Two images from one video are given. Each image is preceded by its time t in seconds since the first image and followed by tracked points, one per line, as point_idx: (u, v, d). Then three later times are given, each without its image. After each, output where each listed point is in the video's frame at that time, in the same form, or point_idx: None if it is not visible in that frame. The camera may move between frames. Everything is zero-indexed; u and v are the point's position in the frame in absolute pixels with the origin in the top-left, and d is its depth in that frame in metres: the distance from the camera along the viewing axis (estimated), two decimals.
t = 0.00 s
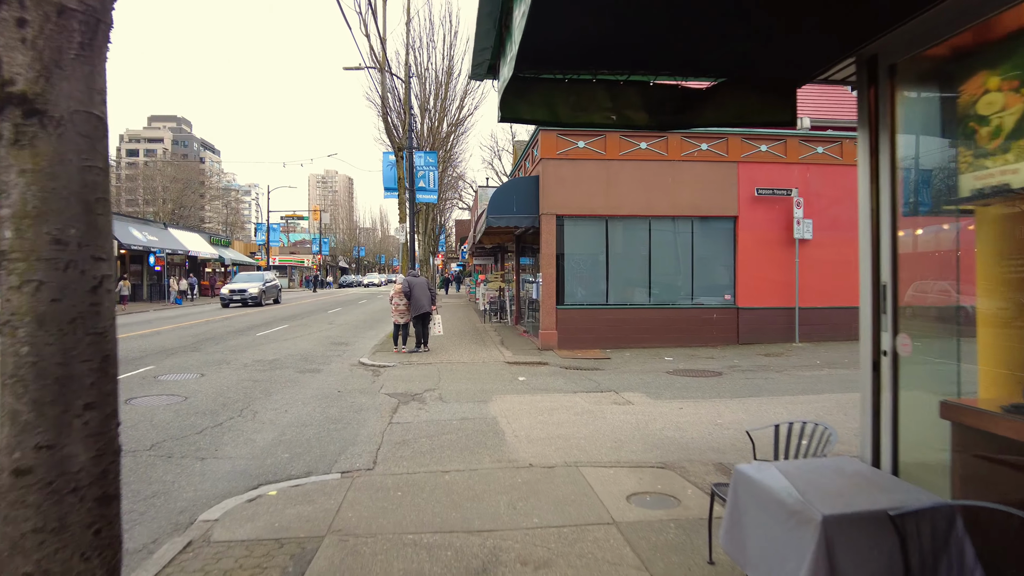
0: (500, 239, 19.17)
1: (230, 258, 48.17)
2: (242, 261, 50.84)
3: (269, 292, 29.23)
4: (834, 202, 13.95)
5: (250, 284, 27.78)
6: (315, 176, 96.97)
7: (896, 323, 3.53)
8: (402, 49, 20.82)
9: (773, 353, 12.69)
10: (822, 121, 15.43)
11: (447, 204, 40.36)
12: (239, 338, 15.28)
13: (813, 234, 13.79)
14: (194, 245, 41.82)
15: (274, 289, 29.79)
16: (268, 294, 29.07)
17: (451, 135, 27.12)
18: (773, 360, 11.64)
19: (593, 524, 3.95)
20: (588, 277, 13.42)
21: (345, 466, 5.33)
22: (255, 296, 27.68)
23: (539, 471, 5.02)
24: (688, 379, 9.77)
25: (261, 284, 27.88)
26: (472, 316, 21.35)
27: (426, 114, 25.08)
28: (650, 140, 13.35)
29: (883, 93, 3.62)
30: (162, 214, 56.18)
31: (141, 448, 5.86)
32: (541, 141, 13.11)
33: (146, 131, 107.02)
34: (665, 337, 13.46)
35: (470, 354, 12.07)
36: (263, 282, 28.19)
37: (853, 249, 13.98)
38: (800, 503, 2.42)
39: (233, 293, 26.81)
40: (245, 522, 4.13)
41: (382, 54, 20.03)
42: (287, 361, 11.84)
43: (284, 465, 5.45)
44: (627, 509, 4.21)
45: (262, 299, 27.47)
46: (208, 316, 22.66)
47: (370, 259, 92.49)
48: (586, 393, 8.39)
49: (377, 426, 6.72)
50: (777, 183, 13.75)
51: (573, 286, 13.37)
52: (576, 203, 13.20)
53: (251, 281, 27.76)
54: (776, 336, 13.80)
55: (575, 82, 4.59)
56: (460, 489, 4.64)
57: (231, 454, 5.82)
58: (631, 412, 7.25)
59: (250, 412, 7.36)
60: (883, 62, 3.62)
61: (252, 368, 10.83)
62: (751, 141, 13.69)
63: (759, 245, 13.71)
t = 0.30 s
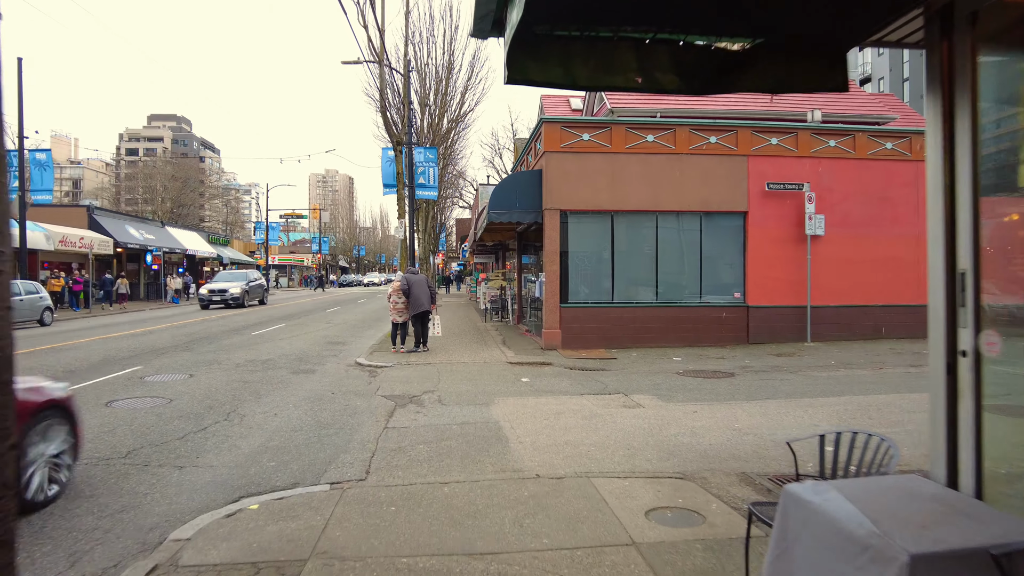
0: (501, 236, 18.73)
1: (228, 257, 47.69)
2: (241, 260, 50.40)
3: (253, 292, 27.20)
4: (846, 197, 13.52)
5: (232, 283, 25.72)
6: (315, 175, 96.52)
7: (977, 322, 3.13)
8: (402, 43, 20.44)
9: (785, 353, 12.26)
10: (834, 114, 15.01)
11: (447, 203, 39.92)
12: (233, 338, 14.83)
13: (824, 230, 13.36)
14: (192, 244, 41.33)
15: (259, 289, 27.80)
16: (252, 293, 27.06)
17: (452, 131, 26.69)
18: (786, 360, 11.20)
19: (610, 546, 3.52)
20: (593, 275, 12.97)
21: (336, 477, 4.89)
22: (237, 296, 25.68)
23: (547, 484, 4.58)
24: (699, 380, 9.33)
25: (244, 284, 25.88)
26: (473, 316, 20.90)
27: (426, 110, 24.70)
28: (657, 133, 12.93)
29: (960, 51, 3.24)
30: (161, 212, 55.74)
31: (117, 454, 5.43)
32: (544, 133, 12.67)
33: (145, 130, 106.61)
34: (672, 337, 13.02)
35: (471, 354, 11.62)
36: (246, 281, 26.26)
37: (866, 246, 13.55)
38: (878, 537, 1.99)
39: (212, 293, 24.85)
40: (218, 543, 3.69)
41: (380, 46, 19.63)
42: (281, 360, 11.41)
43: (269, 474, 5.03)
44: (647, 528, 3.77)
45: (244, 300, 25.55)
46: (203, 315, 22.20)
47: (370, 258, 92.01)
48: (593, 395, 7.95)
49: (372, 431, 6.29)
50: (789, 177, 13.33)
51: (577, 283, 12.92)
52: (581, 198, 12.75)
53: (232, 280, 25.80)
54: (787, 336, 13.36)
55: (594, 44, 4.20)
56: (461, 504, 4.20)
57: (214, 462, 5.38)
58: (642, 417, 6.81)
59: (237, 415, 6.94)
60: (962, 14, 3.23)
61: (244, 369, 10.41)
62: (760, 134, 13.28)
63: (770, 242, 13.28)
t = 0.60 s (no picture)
0: (502, 237, 18.27)
1: (226, 257, 47.23)
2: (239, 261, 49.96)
3: (235, 296, 26.04)
4: (860, 197, 13.07)
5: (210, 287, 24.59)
6: (315, 176, 96.06)
7: None
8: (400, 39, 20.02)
9: (798, 359, 11.78)
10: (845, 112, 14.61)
11: (448, 203, 39.47)
12: (226, 343, 14.36)
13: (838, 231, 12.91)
14: (190, 245, 40.90)
15: (241, 291, 26.62)
16: (234, 296, 25.86)
17: (451, 130, 26.25)
18: (801, 368, 10.73)
19: None
20: (598, 278, 12.50)
21: (322, 507, 4.43)
22: (215, 300, 24.46)
23: (556, 516, 4.13)
24: (713, 389, 8.87)
25: (222, 287, 24.73)
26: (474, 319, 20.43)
27: (425, 109, 24.26)
28: (664, 130, 12.50)
29: None
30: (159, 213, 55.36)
31: (85, 479, 4.96)
32: (547, 131, 12.21)
33: (145, 130, 106.25)
34: (680, 342, 12.56)
35: (472, 361, 11.15)
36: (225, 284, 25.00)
37: (880, 247, 13.08)
38: None
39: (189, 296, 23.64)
40: None
41: (378, 43, 19.21)
42: (274, 368, 10.95)
43: (249, 503, 4.56)
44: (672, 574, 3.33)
45: (223, 305, 24.36)
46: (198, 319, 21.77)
47: (370, 259, 91.52)
48: (601, 407, 7.49)
49: (365, 450, 5.84)
50: (801, 177, 12.90)
51: (582, 287, 12.45)
52: (585, 197, 12.29)
53: (210, 284, 24.61)
54: (799, 341, 12.89)
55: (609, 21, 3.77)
56: (460, 542, 3.74)
57: (191, 486, 4.93)
58: (655, 433, 6.36)
59: (222, 431, 6.48)
60: None
61: (234, 377, 9.95)
62: (771, 132, 12.85)
63: (781, 243, 12.83)
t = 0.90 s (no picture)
0: (504, 234, 17.86)
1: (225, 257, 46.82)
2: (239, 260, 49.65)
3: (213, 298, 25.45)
4: (874, 192, 12.63)
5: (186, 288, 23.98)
6: (315, 175, 95.63)
7: None
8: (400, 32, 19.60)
9: (812, 359, 11.34)
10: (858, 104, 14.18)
11: (449, 201, 39.10)
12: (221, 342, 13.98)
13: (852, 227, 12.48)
14: (189, 244, 40.59)
15: (221, 291, 26.02)
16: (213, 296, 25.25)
17: (452, 126, 25.84)
18: (817, 368, 10.29)
19: None
20: (604, 275, 12.07)
21: (310, 524, 4.01)
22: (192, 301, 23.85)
23: (569, 535, 3.71)
24: (726, 391, 8.45)
25: (200, 287, 24.12)
26: (475, 318, 20.03)
27: (426, 104, 23.85)
28: (672, 122, 12.09)
29: None
30: (158, 212, 55.10)
31: (50, 491, 4.48)
32: (551, 122, 11.79)
33: (145, 129, 106.00)
34: (689, 341, 12.13)
35: (474, 361, 10.74)
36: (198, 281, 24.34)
37: (896, 243, 12.65)
38: None
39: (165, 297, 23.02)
40: None
41: (378, 36, 18.80)
42: (268, 368, 10.56)
43: (229, 519, 4.12)
44: None
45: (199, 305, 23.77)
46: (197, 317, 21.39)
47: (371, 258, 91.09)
48: (610, 411, 7.10)
49: (359, 458, 5.42)
50: (814, 171, 12.47)
51: (588, 284, 12.02)
52: (591, 191, 11.87)
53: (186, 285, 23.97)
54: (812, 340, 12.45)
55: None
56: (462, 567, 3.32)
57: (167, 498, 4.51)
58: (670, 439, 5.94)
59: (208, 436, 6.07)
60: None
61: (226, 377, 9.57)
62: (783, 125, 12.44)
63: (794, 239, 12.41)
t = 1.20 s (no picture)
0: (507, 235, 17.41)
1: (224, 257, 46.31)
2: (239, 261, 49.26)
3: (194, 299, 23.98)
4: (892, 192, 12.15)
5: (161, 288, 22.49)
6: (315, 175, 95.15)
7: None
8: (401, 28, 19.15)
9: (829, 367, 10.88)
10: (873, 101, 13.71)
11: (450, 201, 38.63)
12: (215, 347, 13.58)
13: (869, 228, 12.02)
14: (188, 245, 40.20)
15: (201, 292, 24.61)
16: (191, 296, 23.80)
17: (454, 125, 25.41)
18: (836, 377, 9.82)
19: None
20: (612, 279, 11.62)
21: (295, 565, 3.56)
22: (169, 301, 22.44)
23: None
24: (743, 402, 7.99)
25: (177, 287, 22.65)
26: (477, 320, 19.60)
27: (426, 103, 23.44)
28: (682, 120, 11.64)
29: None
30: (158, 213, 54.80)
31: (5, 525, 4.01)
32: (557, 120, 11.32)
33: (145, 129, 105.73)
34: (700, 347, 11.68)
35: (477, 369, 10.30)
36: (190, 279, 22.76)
37: (914, 245, 12.18)
38: None
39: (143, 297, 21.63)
40: None
41: (377, 32, 18.38)
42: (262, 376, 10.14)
43: (204, 559, 3.66)
44: None
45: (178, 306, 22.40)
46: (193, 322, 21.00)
47: (371, 259, 90.59)
48: (623, 426, 6.66)
49: (352, 483, 4.97)
50: (829, 170, 12.01)
51: (595, 287, 11.56)
52: (599, 191, 11.40)
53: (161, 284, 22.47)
54: (827, 346, 12.00)
55: None
56: None
57: (138, 530, 4.04)
58: (690, 460, 5.49)
59: (190, 455, 5.61)
60: None
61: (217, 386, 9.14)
62: (798, 122, 11.98)
63: (808, 241, 11.94)
